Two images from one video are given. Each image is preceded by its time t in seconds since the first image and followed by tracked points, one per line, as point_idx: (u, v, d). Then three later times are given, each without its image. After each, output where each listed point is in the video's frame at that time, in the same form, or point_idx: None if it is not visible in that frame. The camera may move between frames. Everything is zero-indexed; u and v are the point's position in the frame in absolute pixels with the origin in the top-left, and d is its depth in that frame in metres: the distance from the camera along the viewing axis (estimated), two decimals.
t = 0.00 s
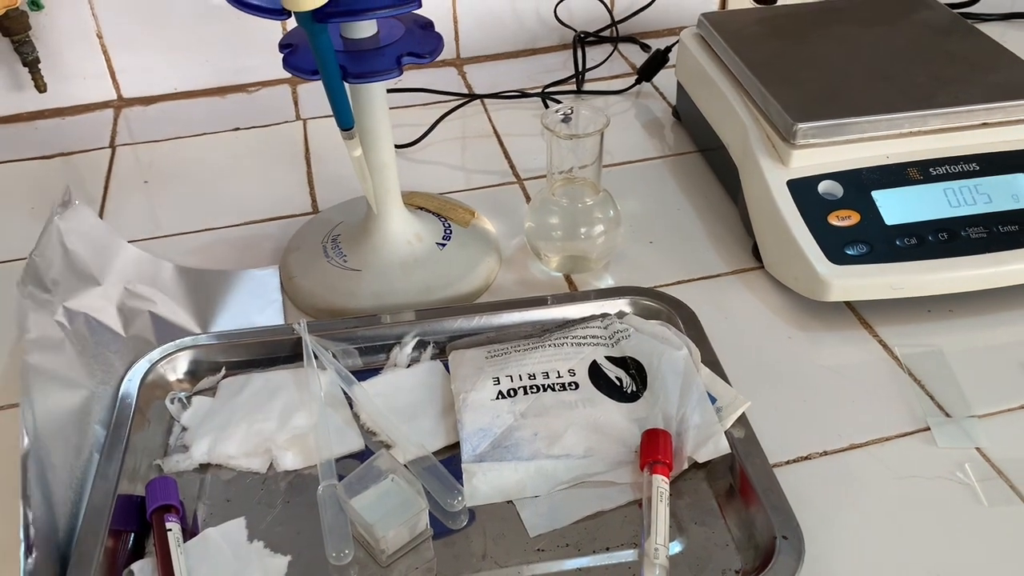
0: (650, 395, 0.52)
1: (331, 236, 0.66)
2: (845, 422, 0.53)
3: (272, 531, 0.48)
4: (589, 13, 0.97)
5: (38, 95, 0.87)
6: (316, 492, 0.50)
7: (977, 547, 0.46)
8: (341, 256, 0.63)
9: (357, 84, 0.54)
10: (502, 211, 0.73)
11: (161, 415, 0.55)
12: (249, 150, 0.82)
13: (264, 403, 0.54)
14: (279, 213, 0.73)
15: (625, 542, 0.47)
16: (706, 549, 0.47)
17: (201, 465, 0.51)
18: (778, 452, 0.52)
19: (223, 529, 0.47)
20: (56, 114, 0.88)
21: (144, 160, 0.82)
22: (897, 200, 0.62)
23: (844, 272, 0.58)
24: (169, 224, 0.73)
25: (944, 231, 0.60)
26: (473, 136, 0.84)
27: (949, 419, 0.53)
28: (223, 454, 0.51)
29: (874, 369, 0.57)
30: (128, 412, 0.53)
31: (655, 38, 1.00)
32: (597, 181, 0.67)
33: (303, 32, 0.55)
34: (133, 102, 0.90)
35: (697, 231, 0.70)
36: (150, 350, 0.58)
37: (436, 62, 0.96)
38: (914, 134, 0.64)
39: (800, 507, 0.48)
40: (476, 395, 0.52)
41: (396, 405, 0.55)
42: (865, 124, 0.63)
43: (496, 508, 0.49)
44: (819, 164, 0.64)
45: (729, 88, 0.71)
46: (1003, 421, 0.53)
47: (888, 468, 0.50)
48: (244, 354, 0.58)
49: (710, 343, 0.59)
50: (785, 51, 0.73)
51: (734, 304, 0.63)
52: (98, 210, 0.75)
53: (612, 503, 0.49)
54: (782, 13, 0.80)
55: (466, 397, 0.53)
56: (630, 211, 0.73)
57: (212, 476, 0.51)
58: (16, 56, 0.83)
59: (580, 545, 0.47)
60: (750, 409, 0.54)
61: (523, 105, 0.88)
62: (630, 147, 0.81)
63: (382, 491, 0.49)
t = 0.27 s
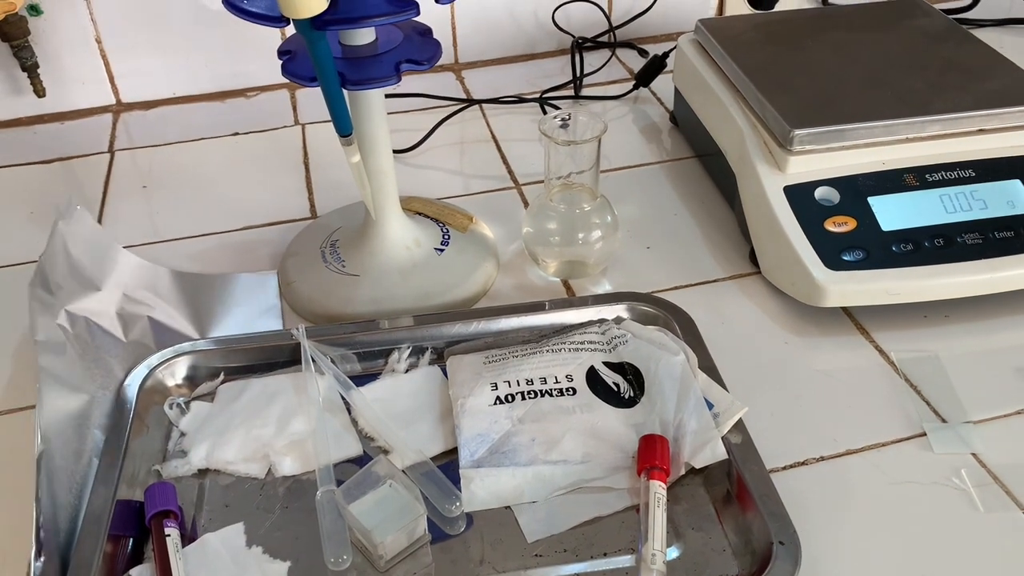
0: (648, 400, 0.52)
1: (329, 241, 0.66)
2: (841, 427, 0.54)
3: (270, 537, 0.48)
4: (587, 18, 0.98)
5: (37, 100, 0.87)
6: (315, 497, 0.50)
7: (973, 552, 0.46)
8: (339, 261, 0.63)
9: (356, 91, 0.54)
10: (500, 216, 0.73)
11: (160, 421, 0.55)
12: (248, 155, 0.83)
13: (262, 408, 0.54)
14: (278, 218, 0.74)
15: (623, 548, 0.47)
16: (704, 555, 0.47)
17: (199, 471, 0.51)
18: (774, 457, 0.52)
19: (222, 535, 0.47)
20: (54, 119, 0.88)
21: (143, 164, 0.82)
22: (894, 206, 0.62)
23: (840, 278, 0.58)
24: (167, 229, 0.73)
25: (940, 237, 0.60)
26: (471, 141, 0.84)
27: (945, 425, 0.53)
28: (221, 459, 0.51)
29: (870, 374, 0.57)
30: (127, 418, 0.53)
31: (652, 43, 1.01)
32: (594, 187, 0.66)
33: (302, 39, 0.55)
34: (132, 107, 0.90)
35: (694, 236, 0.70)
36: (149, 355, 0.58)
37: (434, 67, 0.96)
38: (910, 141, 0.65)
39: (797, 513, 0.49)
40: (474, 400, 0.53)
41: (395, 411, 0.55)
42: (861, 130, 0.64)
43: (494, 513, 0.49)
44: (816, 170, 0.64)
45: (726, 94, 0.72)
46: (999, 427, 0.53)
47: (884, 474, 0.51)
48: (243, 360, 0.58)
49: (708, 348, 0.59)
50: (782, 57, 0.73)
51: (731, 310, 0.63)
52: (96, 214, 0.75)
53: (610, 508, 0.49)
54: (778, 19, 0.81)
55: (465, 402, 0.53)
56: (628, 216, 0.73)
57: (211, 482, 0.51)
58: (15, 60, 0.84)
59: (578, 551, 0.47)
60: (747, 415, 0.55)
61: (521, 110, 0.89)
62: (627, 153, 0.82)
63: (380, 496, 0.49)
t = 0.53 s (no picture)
0: (649, 401, 0.52)
1: (330, 242, 0.66)
2: (842, 429, 0.54)
3: (271, 538, 0.48)
4: (588, 19, 0.98)
5: (37, 101, 0.87)
6: (316, 499, 0.50)
7: (974, 554, 0.46)
8: (339, 263, 0.63)
9: (357, 92, 0.54)
10: (501, 218, 0.73)
11: (160, 422, 0.55)
12: (248, 156, 0.83)
13: (262, 410, 0.54)
14: (278, 219, 0.74)
15: (624, 550, 0.47)
16: (705, 556, 0.47)
17: (200, 472, 0.51)
18: (776, 459, 0.52)
19: (223, 536, 0.47)
20: (55, 120, 0.88)
21: (144, 166, 0.82)
22: (894, 207, 0.62)
23: (841, 280, 0.58)
24: (167, 230, 0.73)
25: (940, 238, 0.60)
26: (471, 142, 0.84)
27: (946, 426, 0.53)
28: (222, 461, 0.51)
29: (871, 376, 0.57)
30: (127, 419, 0.53)
31: (652, 44, 1.01)
32: (596, 188, 0.66)
33: (303, 40, 0.55)
34: (132, 108, 0.90)
35: (695, 238, 0.70)
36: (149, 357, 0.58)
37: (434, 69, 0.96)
38: (910, 142, 0.65)
39: (798, 515, 0.49)
40: (475, 402, 0.53)
41: (395, 412, 0.55)
42: (862, 132, 0.64)
43: (495, 515, 0.49)
44: (817, 172, 0.64)
45: (727, 96, 0.72)
46: (999, 428, 0.53)
47: (885, 476, 0.50)
48: (243, 361, 0.58)
49: (709, 350, 0.59)
50: (783, 59, 0.73)
51: (732, 311, 0.63)
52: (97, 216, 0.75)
53: (610, 510, 0.49)
54: (779, 20, 0.81)
55: (465, 404, 0.53)
56: (628, 218, 0.73)
57: (211, 483, 0.51)
58: (15, 62, 0.84)
59: (579, 553, 0.47)
60: (747, 416, 0.55)
61: (522, 111, 0.89)
62: (628, 154, 0.82)
63: (381, 498, 0.49)
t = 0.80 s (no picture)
0: (650, 399, 0.52)
1: (331, 240, 0.66)
2: (844, 426, 0.53)
3: (273, 535, 0.48)
4: (589, 16, 0.98)
5: (38, 98, 0.87)
6: (318, 495, 0.50)
7: (976, 552, 0.46)
8: (341, 260, 0.63)
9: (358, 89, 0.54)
10: (502, 215, 0.73)
11: (162, 419, 0.55)
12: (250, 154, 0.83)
13: (264, 407, 0.54)
14: (279, 216, 0.74)
15: (626, 547, 0.47)
16: (707, 554, 0.47)
17: (202, 469, 0.51)
18: (777, 456, 0.52)
19: (224, 533, 0.47)
20: (56, 117, 0.88)
21: (145, 163, 0.82)
22: (896, 205, 0.62)
23: (843, 277, 0.58)
24: (169, 227, 0.73)
25: (942, 236, 0.60)
26: (473, 140, 0.84)
27: (948, 424, 0.53)
28: (224, 458, 0.51)
29: (873, 374, 0.57)
30: (129, 416, 0.53)
31: (654, 42, 1.00)
32: (598, 185, 0.66)
33: (304, 37, 0.55)
34: (134, 106, 0.90)
35: (696, 235, 0.70)
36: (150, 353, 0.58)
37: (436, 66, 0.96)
38: (913, 139, 0.64)
39: (800, 512, 0.49)
40: (477, 399, 0.53)
41: (397, 409, 0.55)
42: (864, 129, 0.64)
43: (496, 512, 0.49)
44: (819, 169, 0.64)
45: (729, 93, 0.71)
46: (1002, 426, 0.53)
47: (887, 473, 0.50)
48: (244, 358, 0.58)
49: (710, 347, 0.59)
50: (785, 56, 0.73)
51: (734, 309, 0.63)
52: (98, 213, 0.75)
53: (612, 507, 0.49)
54: (781, 17, 0.81)
55: (467, 401, 0.53)
56: (630, 215, 0.73)
57: (213, 480, 0.51)
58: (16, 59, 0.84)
59: (581, 550, 0.47)
60: (749, 414, 0.55)
61: (523, 108, 0.89)
62: (630, 152, 0.82)
63: (383, 495, 0.49)
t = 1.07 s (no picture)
0: (656, 392, 0.52)
1: (336, 233, 0.66)
2: (851, 420, 0.53)
3: (278, 528, 0.48)
4: (594, 9, 0.97)
5: (42, 92, 0.87)
6: (323, 488, 0.50)
7: (983, 545, 0.46)
8: (346, 253, 0.63)
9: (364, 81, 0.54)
10: (507, 208, 0.73)
11: (167, 412, 0.55)
12: (253, 147, 0.82)
13: (269, 400, 0.54)
14: (284, 210, 0.73)
15: (632, 540, 0.47)
16: (713, 547, 0.47)
17: (207, 462, 0.51)
18: (784, 450, 0.52)
19: (230, 526, 0.47)
20: (60, 111, 0.88)
21: (149, 156, 0.82)
22: (902, 198, 0.62)
23: (850, 271, 0.58)
24: (173, 221, 0.73)
25: (949, 229, 0.60)
26: (477, 133, 0.84)
27: (955, 418, 0.53)
28: (229, 451, 0.51)
29: (879, 367, 0.57)
30: (134, 408, 0.53)
31: (659, 35, 1.00)
32: (603, 178, 0.66)
33: (309, 29, 0.55)
34: (138, 99, 0.90)
35: (702, 229, 0.70)
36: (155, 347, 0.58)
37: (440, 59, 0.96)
38: (919, 132, 0.64)
39: (806, 505, 0.48)
40: (482, 392, 0.52)
41: (402, 403, 0.55)
42: (870, 122, 0.63)
43: (502, 505, 0.49)
44: (825, 162, 0.64)
45: (735, 86, 0.71)
46: (1009, 420, 0.53)
47: (894, 467, 0.50)
48: (249, 351, 0.58)
49: (716, 341, 0.59)
50: (791, 49, 0.73)
51: (739, 302, 0.63)
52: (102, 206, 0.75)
53: (618, 500, 0.49)
54: (787, 10, 0.80)
55: (473, 394, 0.53)
56: (635, 209, 0.73)
57: (219, 473, 0.51)
58: (20, 52, 0.83)
59: (587, 543, 0.47)
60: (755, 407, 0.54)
61: (527, 102, 0.88)
62: (634, 145, 0.81)
63: (388, 487, 0.49)
